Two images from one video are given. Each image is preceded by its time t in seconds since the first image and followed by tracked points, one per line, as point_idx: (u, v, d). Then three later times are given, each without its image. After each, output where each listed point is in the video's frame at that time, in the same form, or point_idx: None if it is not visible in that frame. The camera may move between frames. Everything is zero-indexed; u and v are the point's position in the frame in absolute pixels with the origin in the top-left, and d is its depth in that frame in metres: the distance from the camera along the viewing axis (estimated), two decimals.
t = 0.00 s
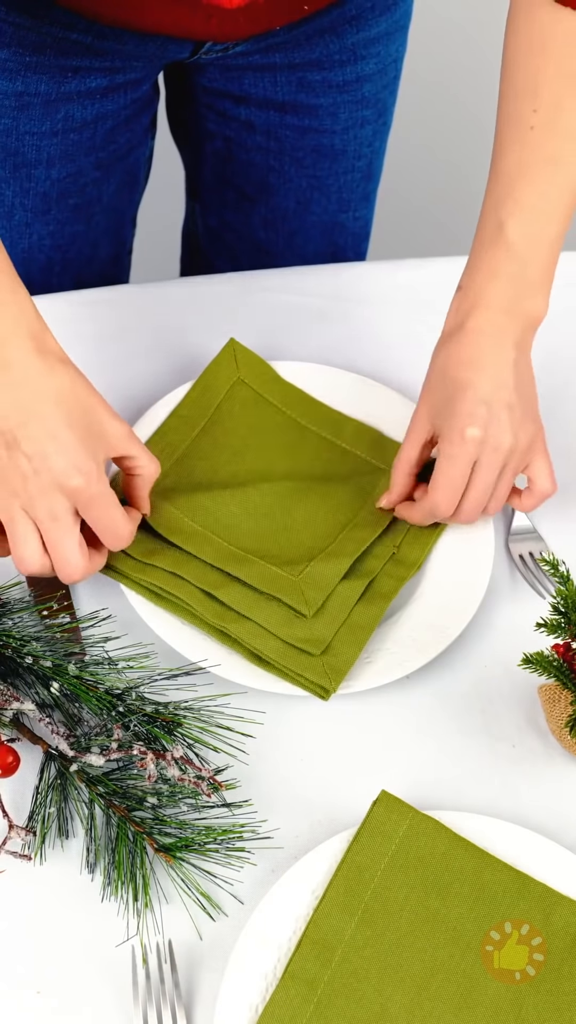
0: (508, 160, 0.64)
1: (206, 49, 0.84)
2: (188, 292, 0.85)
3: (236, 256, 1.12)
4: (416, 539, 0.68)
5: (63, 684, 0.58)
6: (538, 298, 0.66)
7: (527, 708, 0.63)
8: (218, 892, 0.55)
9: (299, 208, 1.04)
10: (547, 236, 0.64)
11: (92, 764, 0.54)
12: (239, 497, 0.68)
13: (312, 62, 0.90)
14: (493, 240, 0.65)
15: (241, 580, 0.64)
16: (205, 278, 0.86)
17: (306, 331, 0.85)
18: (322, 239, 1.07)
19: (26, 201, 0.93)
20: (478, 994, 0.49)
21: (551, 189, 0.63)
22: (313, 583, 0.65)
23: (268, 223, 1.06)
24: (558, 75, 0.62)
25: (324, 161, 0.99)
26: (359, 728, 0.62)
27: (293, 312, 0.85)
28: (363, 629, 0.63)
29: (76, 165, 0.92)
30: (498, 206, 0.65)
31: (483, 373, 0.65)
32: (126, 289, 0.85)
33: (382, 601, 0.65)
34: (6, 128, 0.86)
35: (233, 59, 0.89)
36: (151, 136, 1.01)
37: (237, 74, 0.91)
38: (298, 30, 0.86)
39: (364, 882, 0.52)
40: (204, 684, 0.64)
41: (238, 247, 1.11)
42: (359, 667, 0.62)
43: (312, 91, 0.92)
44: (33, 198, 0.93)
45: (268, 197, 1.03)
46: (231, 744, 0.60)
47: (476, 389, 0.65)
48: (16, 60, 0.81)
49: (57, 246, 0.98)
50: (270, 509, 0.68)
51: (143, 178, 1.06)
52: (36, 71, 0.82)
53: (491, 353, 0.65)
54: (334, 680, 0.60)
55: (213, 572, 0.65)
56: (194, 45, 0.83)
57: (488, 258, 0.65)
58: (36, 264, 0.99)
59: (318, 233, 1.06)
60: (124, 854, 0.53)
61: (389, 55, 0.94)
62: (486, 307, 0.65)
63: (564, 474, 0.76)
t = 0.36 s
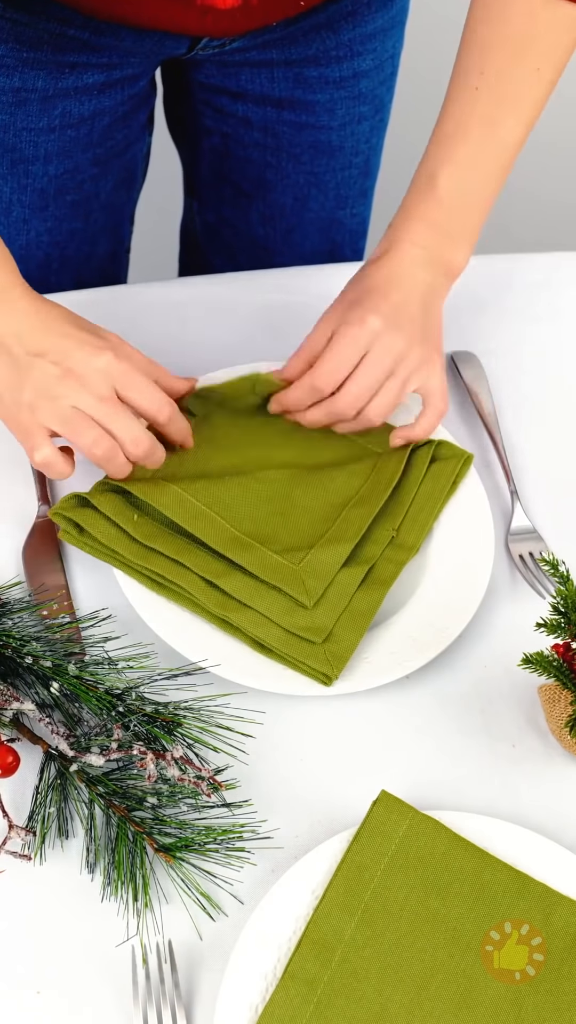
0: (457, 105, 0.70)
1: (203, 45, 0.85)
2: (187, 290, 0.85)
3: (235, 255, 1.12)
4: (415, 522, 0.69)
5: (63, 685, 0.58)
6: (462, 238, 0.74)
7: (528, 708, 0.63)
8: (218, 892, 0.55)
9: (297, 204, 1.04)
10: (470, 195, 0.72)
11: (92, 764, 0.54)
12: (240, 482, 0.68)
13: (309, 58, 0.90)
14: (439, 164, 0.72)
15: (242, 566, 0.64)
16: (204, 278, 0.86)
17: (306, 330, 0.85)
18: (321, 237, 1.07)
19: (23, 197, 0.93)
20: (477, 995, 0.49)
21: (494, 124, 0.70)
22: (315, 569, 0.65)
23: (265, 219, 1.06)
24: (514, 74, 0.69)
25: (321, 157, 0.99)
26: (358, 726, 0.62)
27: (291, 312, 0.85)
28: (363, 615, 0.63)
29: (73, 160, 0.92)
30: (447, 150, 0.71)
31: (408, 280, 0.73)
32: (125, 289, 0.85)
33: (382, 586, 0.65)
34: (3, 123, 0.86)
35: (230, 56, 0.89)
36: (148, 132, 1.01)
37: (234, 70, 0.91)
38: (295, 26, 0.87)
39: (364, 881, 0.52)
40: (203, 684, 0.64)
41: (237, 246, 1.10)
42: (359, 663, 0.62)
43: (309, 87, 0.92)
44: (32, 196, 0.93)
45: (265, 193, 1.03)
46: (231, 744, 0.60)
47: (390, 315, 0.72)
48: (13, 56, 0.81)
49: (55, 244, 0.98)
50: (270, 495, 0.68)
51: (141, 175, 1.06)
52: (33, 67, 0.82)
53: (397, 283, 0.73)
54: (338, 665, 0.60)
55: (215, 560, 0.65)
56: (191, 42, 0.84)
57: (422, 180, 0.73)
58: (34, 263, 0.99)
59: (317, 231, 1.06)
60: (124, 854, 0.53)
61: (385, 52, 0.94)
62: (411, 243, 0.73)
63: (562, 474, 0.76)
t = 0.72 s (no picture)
0: (459, 132, 0.67)
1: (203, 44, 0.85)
2: (188, 292, 0.85)
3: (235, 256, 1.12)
4: (413, 523, 0.70)
5: (63, 685, 0.58)
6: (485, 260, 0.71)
7: (528, 708, 0.63)
8: (218, 892, 0.55)
9: (297, 204, 1.04)
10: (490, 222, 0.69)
11: (92, 764, 0.54)
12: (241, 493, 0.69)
13: (309, 58, 0.90)
14: (447, 189, 0.69)
15: (241, 572, 0.65)
16: (204, 278, 0.86)
17: (306, 331, 0.85)
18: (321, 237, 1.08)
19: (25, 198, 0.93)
20: (478, 995, 0.49)
21: (500, 147, 0.66)
22: (314, 573, 0.65)
23: (266, 220, 1.06)
24: (509, 96, 0.65)
25: (321, 158, 0.99)
26: (358, 726, 0.62)
27: (291, 312, 0.86)
28: (363, 615, 0.63)
29: (73, 162, 0.92)
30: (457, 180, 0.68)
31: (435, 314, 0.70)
32: (126, 289, 0.85)
33: (382, 587, 0.65)
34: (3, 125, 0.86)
35: (230, 56, 0.89)
36: (148, 133, 1.01)
37: (234, 71, 0.91)
38: (295, 26, 0.87)
39: (364, 881, 0.52)
40: (204, 684, 0.64)
41: (237, 247, 1.11)
42: (359, 662, 0.62)
43: (308, 88, 0.92)
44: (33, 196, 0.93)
45: (266, 193, 1.03)
46: (231, 744, 0.60)
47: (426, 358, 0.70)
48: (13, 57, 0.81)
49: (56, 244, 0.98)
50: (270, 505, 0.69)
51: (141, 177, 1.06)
52: (33, 68, 0.82)
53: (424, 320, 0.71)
54: (338, 666, 0.60)
55: (214, 566, 0.65)
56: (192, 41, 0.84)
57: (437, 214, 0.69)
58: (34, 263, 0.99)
59: (316, 231, 1.06)
60: (124, 854, 0.53)
61: (386, 52, 0.94)
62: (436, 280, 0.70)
63: (562, 474, 0.76)
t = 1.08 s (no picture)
0: (475, 96, 0.64)
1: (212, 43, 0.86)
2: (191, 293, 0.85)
3: (238, 253, 1.12)
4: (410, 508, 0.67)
5: (63, 685, 0.58)
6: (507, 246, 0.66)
7: (528, 708, 0.63)
8: (218, 893, 0.55)
9: (302, 202, 1.04)
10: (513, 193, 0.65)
11: (92, 764, 0.54)
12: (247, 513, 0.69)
13: (317, 57, 0.90)
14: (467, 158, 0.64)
15: (245, 581, 0.65)
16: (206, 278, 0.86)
17: (309, 330, 0.85)
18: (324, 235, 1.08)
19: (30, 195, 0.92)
20: (478, 995, 0.49)
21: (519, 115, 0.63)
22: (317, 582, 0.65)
23: (271, 218, 1.06)
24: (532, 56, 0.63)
25: (327, 155, 0.99)
26: (359, 726, 0.62)
27: (292, 312, 0.86)
28: (358, 602, 0.62)
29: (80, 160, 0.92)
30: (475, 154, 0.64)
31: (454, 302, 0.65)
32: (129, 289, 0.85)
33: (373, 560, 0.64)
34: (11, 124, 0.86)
35: (238, 53, 0.89)
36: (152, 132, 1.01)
37: (242, 68, 0.92)
38: (303, 25, 0.86)
39: (364, 881, 0.52)
40: (203, 684, 0.64)
41: (240, 244, 1.11)
42: (359, 662, 0.62)
43: (316, 86, 0.92)
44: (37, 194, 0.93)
45: (272, 191, 1.03)
46: (231, 744, 0.60)
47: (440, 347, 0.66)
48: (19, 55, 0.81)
49: (60, 243, 0.98)
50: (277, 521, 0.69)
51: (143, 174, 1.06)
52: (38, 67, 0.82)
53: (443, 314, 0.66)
54: (345, 663, 0.60)
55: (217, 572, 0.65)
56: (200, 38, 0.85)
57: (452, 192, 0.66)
58: (39, 262, 0.99)
59: (320, 227, 1.07)
60: (124, 854, 0.53)
61: (392, 49, 0.94)
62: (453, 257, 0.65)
63: (564, 474, 0.76)
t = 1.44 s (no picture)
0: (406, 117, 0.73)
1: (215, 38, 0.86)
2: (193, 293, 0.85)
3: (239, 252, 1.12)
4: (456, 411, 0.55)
5: (63, 685, 0.58)
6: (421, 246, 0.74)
7: (528, 708, 0.63)
8: (218, 892, 0.55)
9: (306, 201, 1.04)
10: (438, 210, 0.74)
11: (92, 764, 0.54)
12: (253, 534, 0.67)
13: (321, 53, 0.90)
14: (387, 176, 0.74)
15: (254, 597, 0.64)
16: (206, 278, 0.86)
17: (310, 330, 0.85)
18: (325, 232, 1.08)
19: (34, 194, 0.93)
20: (477, 995, 0.49)
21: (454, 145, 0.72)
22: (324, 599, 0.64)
23: (275, 216, 1.06)
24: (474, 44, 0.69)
25: (330, 153, 0.99)
26: (360, 726, 0.62)
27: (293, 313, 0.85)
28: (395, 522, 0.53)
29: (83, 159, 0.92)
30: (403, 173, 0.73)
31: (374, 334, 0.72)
32: (130, 289, 0.85)
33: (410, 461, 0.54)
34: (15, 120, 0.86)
35: (242, 49, 0.89)
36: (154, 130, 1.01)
37: (246, 66, 0.92)
38: (307, 21, 0.86)
39: (364, 881, 0.52)
40: (203, 683, 0.64)
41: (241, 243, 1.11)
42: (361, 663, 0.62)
43: (319, 83, 0.92)
44: (42, 192, 0.93)
45: (275, 189, 1.04)
46: (231, 744, 0.60)
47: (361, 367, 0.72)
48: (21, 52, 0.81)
49: (64, 239, 0.98)
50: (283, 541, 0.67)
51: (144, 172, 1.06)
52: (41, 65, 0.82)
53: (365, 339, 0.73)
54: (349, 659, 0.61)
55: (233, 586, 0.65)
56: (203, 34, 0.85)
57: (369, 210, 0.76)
58: (42, 258, 0.99)
59: (324, 225, 1.07)
60: (124, 854, 0.53)
61: (396, 47, 0.94)
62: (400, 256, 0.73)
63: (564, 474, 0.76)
